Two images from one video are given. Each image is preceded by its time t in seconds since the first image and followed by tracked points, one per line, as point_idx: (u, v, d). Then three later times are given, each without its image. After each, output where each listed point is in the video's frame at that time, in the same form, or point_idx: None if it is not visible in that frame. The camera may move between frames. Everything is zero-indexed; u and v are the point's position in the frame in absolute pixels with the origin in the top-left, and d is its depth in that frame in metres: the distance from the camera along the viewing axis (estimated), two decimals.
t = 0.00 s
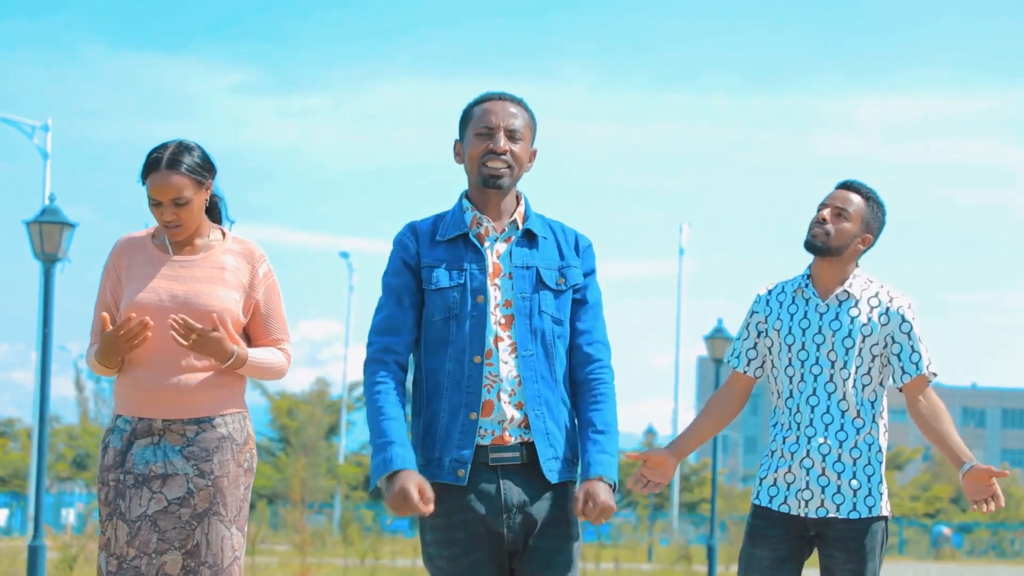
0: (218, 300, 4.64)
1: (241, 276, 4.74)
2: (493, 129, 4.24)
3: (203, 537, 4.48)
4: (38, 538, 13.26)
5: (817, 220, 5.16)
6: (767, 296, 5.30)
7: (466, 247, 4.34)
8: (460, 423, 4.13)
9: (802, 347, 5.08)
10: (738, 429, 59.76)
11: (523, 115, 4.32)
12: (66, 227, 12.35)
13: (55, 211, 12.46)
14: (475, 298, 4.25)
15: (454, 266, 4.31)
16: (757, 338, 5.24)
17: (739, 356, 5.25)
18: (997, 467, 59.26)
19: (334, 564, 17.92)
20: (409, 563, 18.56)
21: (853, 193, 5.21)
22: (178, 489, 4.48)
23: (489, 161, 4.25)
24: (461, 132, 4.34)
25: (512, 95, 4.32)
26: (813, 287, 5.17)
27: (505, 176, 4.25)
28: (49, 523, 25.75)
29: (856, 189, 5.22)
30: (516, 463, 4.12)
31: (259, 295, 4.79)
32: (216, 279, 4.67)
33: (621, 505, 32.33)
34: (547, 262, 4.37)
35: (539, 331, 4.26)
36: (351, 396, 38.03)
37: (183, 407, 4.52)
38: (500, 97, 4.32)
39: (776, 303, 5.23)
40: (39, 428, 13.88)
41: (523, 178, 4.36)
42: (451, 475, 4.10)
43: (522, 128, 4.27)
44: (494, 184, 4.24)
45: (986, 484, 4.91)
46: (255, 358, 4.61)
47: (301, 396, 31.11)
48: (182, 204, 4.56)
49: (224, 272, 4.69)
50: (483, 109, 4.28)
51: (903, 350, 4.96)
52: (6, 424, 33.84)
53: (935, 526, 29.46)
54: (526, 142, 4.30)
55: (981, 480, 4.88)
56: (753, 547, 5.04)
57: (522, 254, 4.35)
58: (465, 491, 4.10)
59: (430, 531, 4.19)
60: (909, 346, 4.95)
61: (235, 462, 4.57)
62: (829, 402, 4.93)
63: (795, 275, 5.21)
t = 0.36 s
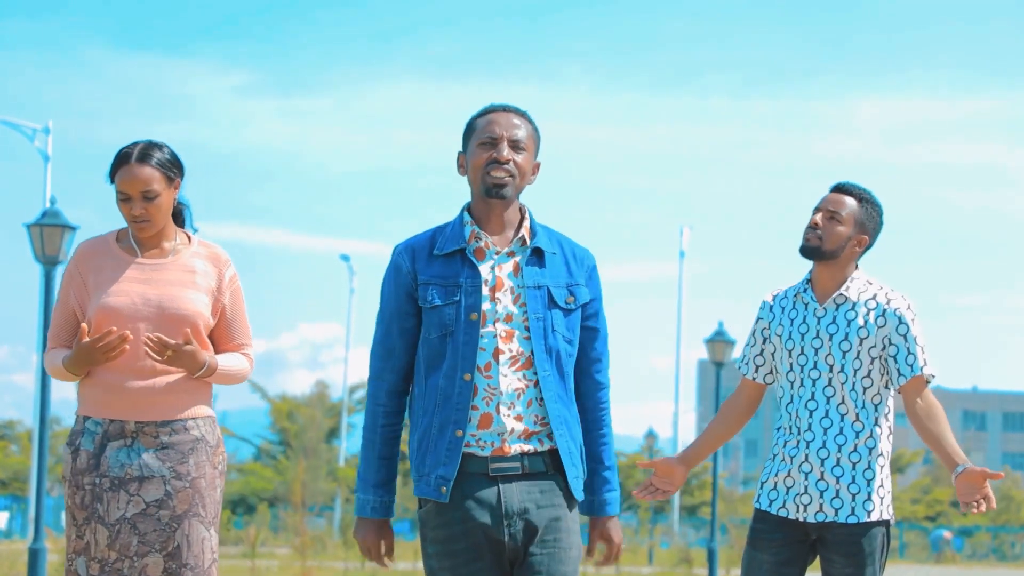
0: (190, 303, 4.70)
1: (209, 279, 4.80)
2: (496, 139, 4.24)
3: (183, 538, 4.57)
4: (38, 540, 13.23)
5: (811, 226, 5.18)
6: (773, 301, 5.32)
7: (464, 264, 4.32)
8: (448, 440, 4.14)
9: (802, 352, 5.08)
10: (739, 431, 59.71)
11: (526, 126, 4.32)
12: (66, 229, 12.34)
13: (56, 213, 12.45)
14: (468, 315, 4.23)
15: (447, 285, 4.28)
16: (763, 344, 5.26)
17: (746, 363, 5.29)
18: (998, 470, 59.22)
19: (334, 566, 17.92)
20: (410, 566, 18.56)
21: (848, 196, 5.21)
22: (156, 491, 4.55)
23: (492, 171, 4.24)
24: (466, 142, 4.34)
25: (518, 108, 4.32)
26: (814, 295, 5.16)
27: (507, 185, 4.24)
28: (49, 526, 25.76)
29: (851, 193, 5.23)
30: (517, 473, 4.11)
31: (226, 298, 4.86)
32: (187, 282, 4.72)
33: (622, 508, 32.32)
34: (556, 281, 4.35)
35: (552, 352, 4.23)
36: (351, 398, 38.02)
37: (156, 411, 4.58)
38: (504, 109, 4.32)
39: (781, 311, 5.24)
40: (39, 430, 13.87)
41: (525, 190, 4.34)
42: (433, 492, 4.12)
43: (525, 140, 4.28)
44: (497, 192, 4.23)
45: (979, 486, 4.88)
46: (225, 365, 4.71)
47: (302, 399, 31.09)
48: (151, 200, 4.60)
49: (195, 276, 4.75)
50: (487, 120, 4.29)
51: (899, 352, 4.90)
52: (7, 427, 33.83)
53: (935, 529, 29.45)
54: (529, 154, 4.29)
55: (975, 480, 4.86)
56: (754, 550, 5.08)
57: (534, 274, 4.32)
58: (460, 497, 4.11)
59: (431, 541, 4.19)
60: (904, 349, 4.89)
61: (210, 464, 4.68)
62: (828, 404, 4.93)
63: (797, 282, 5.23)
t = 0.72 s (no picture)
0: (179, 302, 4.73)
1: (196, 279, 4.84)
2: (504, 130, 4.26)
3: (181, 538, 4.63)
4: (41, 542, 13.28)
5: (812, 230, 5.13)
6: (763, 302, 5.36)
7: (472, 242, 4.37)
8: (453, 415, 4.15)
9: (796, 353, 5.12)
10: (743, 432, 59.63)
11: (534, 120, 4.36)
12: (69, 230, 12.36)
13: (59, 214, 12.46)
14: (477, 292, 4.27)
15: (456, 258, 4.33)
16: (755, 345, 5.29)
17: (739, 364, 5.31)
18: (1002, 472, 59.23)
19: (338, 568, 17.93)
20: (412, 567, 18.60)
21: (840, 195, 5.13)
22: (153, 492, 4.60)
23: (496, 161, 4.28)
24: (474, 131, 4.37)
25: (522, 99, 4.36)
26: (807, 293, 5.20)
27: (512, 177, 4.27)
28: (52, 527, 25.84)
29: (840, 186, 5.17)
30: (517, 464, 4.16)
31: (209, 298, 4.91)
32: (175, 281, 4.76)
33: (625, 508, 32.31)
34: (552, 257, 4.40)
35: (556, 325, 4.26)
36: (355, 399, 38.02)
37: (151, 411, 4.62)
38: (513, 101, 4.35)
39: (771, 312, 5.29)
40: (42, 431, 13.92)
41: (528, 182, 4.39)
42: (438, 464, 4.14)
43: (532, 133, 4.31)
44: (501, 184, 4.26)
45: (979, 484, 4.89)
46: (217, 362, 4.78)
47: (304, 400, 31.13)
48: (142, 187, 4.68)
49: (182, 275, 4.79)
50: (496, 111, 4.31)
51: (896, 352, 4.95)
52: (10, 428, 33.88)
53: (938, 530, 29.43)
54: (535, 147, 4.34)
55: (976, 479, 4.88)
56: (750, 551, 5.08)
57: (529, 253, 4.37)
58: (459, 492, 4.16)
59: (432, 530, 4.25)
60: (900, 348, 4.93)
61: (204, 462, 4.75)
62: (823, 405, 4.96)
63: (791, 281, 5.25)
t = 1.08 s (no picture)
0: (188, 304, 4.71)
1: (202, 279, 4.83)
2: (518, 144, 4.24)
3: (189, 538, 4.61)
4: (50, 541, 13.27)
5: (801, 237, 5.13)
6: (742, 302, 5.37)
7: (479, 254, 4.37)
8: (436, 420, 4.14)
9: (789, 355, 5.15)
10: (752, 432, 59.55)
11: (547, 133, 4.34)
12: (79, 229, 12.35)
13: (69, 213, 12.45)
14: (477, 304, 4.25)
15: (460, 269, 4.32)
16: (735, 347, 5.31)
17: (713, 365, 5.31)
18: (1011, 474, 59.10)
19: (346, 568, 17.94)
20: (420, 568, 18.59)
21: (819, 197, 5.16)
22: (161, 492, 4.58)
23: (510, 175, 4.25)
24: (488, 143, 4.35)
25: (537, 114, 4.34)
26: (792, 294, 5.27)
27: (525, 191, 4.24)
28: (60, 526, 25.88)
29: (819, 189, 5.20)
30: (522, 472, 4.13)
31: (216, 301, 4.90)
32: (183, 282, 4.75)
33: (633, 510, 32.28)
34: (569, 272, 4.40)
35: (576, 339, 4.27)
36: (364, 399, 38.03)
37: (157, 412, 4.60)
38: (526, 115, 4.34)
39: (754, 312, 5.30)
40: (51, 430, 13.89)
41: (541, 196, 4.38)
42: (418, 470, 4.12)
43: (547, 144, 4.29)
44: (513, 197, 4.23)
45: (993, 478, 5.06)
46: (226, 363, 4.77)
47: (314, 399, 31.14)
48: (151, 181, 4.70)
49: (190, 276, 4.78)
50: (510, 123, 4.29)
51: (886, 349, 5.11)
52: (19, 427, 33.89)
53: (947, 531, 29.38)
54: (548, 161, 4.32)
55: (990, 473, 5.04)
56: (748, 554, 5.08)
57: (546, 268, 4.37)
58: (464, 498, 4.14)
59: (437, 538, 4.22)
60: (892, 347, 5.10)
61: (211, 463, 4.73)
62: (816, 405, 5.01)
63: (775, 281, 5.30)
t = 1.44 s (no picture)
0: (202, 314, 4.71)
1: (218, 289, 4.84)
2: (518, 141, 4.23)
3: (199, 548, 4.58)
4: (55, 550, 13.25)
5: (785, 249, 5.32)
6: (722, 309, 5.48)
7: (480, 252, 4.35)
8: (431, 417, 4.14)
9: (779, 364, 5.31)
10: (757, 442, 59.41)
11: (545, 129, 4.32)
12: (84, 239, 12.36)
13: (73, 222, 12.45)
14: (476, 301, 4.23)
15: (461, 266, 4.31)
16: (716, 355, 5.43)
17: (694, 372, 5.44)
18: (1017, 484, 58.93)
19: None
20: None
21: (796, 206, 5.35)
22: (172, 501, 4.56)
23: (511, 172, 4.24)
24: (485, 141, 4.35)
25: (534, 109, 4.33)
26: (777, 301, 5.45)
27: (528, 187, 4.23)
28: (65, 535, 25.89)
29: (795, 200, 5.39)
30: (525, 476, 4.13)
31: (233, 310, 4.90)
32: (197, 291, 4.75)
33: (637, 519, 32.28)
34: (571, 271, 4.38)
35: (577, 339, 4.26)
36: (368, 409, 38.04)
37: (171, 421, 4.58)
38: (523, 111, 4.33)
39: (739, 321, 5.41)
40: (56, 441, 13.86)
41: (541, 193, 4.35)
42: (412, 466, 4.11)
43: (546, 144, 4.28)
44: (517, 195, 4.22)
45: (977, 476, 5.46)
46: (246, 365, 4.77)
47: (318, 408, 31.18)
48: (172, 188, 4.73)
49: (205, 285, 4.78)
50: (508, 122, 4.28)
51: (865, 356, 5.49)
52: (23, 436, 33.90)
53: (953, 542, 29.31)
54: (548, 158, 4.30)
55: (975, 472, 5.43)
56: (742, 565, 5.23)
57: (548, 267, 4.34)
58: (469, 504, 4.12)
59: (441, 541, 4.21)
60: (869, 352, 5.49)
61: (224, 473, 4.69)
62: (812, 416, 5.25)
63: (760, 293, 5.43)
